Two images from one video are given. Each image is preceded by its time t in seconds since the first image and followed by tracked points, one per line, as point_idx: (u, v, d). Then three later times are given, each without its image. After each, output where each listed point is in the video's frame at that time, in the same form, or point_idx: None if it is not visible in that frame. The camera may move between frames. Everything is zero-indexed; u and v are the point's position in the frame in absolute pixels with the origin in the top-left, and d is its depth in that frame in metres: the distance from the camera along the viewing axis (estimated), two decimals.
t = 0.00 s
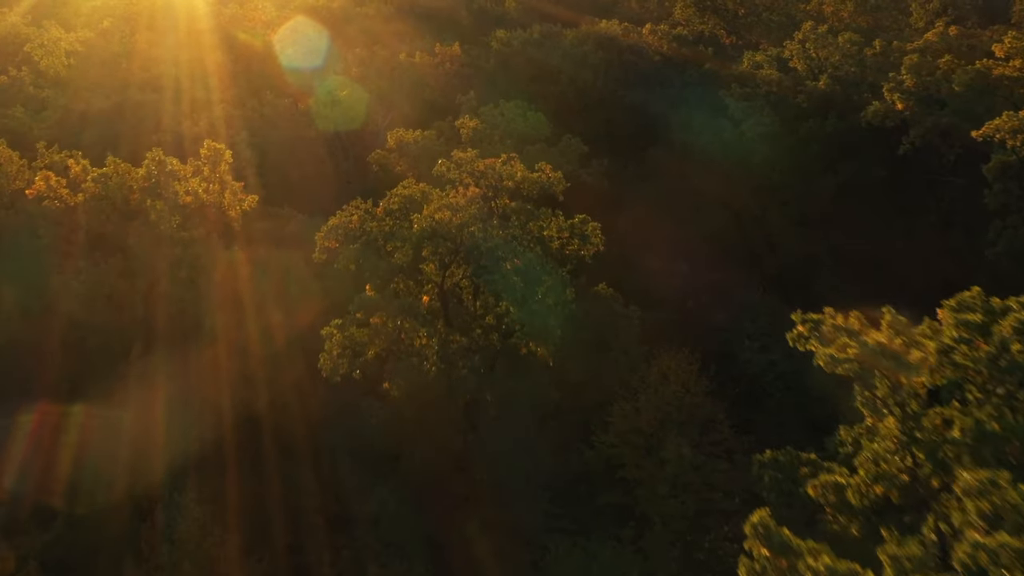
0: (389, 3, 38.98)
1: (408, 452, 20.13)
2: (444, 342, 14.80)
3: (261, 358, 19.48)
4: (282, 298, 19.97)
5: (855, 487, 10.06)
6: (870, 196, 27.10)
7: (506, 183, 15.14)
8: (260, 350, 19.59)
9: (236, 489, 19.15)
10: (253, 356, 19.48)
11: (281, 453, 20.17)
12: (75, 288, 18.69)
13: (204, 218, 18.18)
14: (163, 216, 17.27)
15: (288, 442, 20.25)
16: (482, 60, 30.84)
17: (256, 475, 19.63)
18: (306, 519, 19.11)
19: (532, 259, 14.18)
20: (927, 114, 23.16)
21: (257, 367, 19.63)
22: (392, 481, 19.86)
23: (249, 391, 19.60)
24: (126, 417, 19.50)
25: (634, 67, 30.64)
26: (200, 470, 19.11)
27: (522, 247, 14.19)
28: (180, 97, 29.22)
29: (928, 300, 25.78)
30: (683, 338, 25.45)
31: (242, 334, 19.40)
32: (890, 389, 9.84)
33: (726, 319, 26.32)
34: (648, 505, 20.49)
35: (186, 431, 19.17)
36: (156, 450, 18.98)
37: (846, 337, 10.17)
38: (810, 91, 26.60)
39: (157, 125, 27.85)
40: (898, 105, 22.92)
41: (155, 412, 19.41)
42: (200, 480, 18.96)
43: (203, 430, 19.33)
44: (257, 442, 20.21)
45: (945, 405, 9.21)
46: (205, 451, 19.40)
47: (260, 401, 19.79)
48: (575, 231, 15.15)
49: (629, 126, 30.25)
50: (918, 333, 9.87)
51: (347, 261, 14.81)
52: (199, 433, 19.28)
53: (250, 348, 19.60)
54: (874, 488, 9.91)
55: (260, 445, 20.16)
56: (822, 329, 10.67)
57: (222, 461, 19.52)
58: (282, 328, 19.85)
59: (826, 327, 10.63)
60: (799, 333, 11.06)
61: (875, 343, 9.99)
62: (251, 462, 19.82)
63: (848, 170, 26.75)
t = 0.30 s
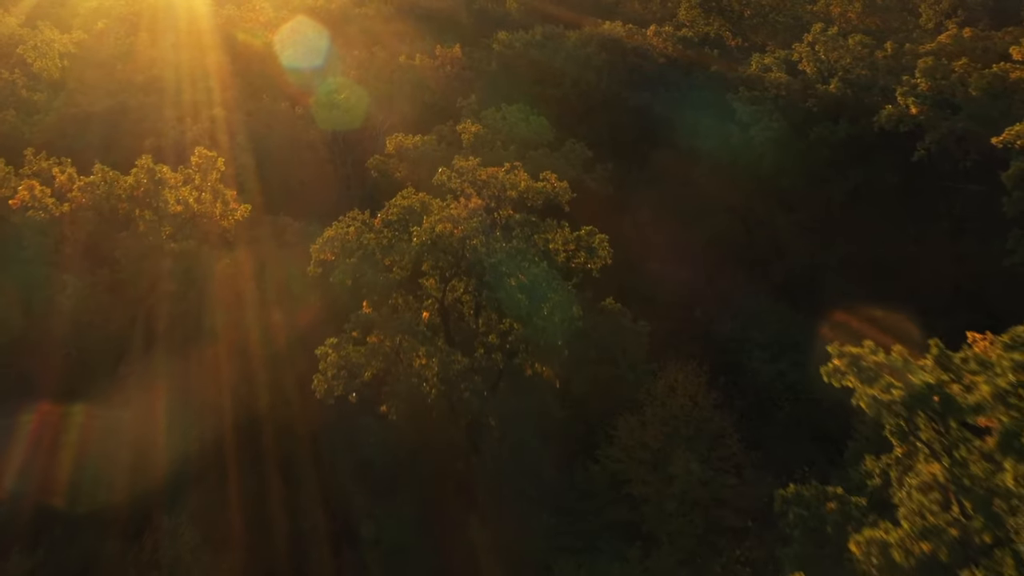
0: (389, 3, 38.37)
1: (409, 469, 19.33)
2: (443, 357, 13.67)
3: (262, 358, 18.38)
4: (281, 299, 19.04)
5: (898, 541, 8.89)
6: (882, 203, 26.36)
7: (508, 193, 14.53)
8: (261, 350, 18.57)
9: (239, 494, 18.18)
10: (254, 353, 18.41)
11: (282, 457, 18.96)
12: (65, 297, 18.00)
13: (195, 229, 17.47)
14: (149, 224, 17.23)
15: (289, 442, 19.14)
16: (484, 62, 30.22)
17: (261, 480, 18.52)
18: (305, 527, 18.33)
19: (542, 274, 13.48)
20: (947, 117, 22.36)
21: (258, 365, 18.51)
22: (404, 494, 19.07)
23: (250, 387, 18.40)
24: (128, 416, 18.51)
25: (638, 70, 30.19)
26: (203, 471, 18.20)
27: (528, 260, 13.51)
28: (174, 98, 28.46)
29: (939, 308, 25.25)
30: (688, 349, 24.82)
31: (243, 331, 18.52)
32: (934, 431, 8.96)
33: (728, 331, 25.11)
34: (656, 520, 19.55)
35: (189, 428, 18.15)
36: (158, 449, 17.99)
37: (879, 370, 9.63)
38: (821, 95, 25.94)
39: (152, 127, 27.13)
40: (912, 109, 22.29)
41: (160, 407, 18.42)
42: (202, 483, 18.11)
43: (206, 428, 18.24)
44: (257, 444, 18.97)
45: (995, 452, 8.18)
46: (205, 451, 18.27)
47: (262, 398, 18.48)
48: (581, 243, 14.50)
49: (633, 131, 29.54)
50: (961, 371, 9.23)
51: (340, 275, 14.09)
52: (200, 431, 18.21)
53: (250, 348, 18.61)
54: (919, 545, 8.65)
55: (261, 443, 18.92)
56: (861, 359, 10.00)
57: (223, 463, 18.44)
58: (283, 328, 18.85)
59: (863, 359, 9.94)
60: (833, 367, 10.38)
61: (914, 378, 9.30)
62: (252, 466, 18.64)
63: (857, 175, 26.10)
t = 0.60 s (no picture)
0: (389, 3, 37.82)
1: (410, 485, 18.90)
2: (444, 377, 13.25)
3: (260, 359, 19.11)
4: (282, 300, 19.62)
5: None
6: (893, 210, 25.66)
7: (512, 204, 13.92)
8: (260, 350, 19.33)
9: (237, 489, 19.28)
10: (254, 356, 19.23)
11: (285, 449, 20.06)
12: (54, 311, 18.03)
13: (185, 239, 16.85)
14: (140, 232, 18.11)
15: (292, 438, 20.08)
16: (486, 64, 29.65)
17: (266, 478, 19.55)
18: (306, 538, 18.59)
19: (551, 290, 12.93)
20: (961, 123, 21.72)
21: (257, 364, 19.27)
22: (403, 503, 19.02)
23: (249, 389, 19.19)
24: (128, 417, 19.15)
25: (642, 73, 29.58)
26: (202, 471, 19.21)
27: (536, 272, 12.98)
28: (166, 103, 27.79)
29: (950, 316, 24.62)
30: (695, 358, 24.22)
31: (244, 331, 19.31)
32: (984, 481, 8.19)
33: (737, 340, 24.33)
34: (665, 540, 19.04)
35: (182, 429, 18.99)
36: (157, 452, 18.96)
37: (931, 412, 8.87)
38: (831, 99, 25.22)
39: (143, 134, 26.55)
40: (926, 113, 21.66)
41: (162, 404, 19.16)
42: (207, 479, 19.21)
43: (204, 427, 19.08)
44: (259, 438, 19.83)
45: None
46: (206, 450, 19.30)
47: (260, 400, 19.28)
48: (589, 257, 13.88)
49: (637, 137, 29.02)
50: (1010, 409, 8.40)
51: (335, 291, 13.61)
52: (199, 432, 19.07)
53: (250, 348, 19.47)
54: None
55: (264, 448, 19.68)
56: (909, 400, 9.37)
57: (224, 463, 19.40)
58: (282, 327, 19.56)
59: (911, 399, 9.21)
60: (877, 407, 9.69)
61: (967, 424, 8.53)
62: (253, 465, 19.52)
63: (868, 180, 25.39)
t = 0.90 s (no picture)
0: (389, 4, 37.28)
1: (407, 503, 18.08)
2: (445, 398, 12.87)
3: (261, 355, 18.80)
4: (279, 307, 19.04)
5: None
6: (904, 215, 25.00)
7: (515, 216, 13.38)
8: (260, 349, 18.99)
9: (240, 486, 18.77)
10: (253, 353, 18.84)
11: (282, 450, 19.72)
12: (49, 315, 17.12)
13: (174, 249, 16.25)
14: (126, 245, 17.24)
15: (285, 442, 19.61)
16: (487, 66, 29.07)
17: (266, 479, 19.07)
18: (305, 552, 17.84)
19: (556, 307, 12.33)
20: (977, 128, 21.02)
21: (257, 362, 18.91)
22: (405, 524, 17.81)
23: (250, 388, 18.90)
24: (129, 418, 18.54)
25: (646, 75, 28.71)
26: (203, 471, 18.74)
27: (540, 287, 12.32)
28: (159, 107, 27.23)
29: (962, 326, 24.00)
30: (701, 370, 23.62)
31: (245, 333, 18.88)
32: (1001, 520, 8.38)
33: (743, 350, 23.73)
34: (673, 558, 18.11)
35: (187, 429, 18.55)
36: (159, 453, 18.42)
37: (992, 470, 8.88)
38: (841, 102, 24.62)
39: (138, 140, 26.06)
40: (941, 118, 21.07)
41: (166, 404, 18.56)
42: (207, 480, 18.75)
43: (206, 428, 18.73)
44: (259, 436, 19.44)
45: None
46: (206, 451, 18.88)
47: (261, 399, 19.02)
48: (596, 271, 13.32)
49: (642, 141, 28.26)
50: None
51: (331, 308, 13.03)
52: (200, 431, 18.70)
53: (250, 349, 19.02)
54: None
55: (263, 450, 19.26)
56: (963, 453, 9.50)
57: (225, 462, 18.96)
58: (283, 328, 19.27)
59: (963, 448, 9.50)
60: (927, 455, 9.97)
61: None
62: (253, 465, 19.07)
63: (880, 184, 24.85)
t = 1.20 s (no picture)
0: (388, 6, 36.65)
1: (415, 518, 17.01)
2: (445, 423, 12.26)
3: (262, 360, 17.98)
4: (273, 319, 18.35)
5: None
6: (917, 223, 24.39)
7: (518, 229, 12.83)
8: (260, 350, 18.23)
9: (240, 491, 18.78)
10: (255, 354, 18.02)
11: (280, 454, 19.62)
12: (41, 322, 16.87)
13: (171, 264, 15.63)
14: (112, 259, 16.85)
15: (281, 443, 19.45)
16: (488, 69, 28.40)
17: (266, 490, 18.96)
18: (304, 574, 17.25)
19: (562, 330, 11.89)
20: (994, 133, 20.38)
21: (258, 364, 18.23)
22: (407, 544, 16.54)
23: (250, 391, 18.06)
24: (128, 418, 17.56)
25: (650, 77, 28.29)
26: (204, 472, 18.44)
27: (546, 308, 11.80)
28: (151, 108, 26.28)
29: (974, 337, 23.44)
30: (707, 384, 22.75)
31: (246, 333, 18.21)
32: None
33: (753, 359, 22.85)
34: None
35: (188, 427, 17.70)
36: (159, 453, 17.65)
37: None
38: (853, 106, 23.82)
39: (127, 139, 24.94)
40: (958, 124, 20.38)
41: (167, 403, 17.50)
42: (207, 480, 18.53)
43: (208, 427, 17.86)
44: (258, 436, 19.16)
45: None
46: (206, 450, 18.35)
47: (261, 400, 18.24)
48: (605, 289, 12.80)
49: (648, 146, 27.78)
50: None
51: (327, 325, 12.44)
52: (201, 432, 17.89)
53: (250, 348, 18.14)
54: None
55: (264, 454, 19.12)
56: None
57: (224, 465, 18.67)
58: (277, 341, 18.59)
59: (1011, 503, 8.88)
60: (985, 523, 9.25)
61: None
62: (253, 467, 19.03)
63: (890, 194, 23.92)
